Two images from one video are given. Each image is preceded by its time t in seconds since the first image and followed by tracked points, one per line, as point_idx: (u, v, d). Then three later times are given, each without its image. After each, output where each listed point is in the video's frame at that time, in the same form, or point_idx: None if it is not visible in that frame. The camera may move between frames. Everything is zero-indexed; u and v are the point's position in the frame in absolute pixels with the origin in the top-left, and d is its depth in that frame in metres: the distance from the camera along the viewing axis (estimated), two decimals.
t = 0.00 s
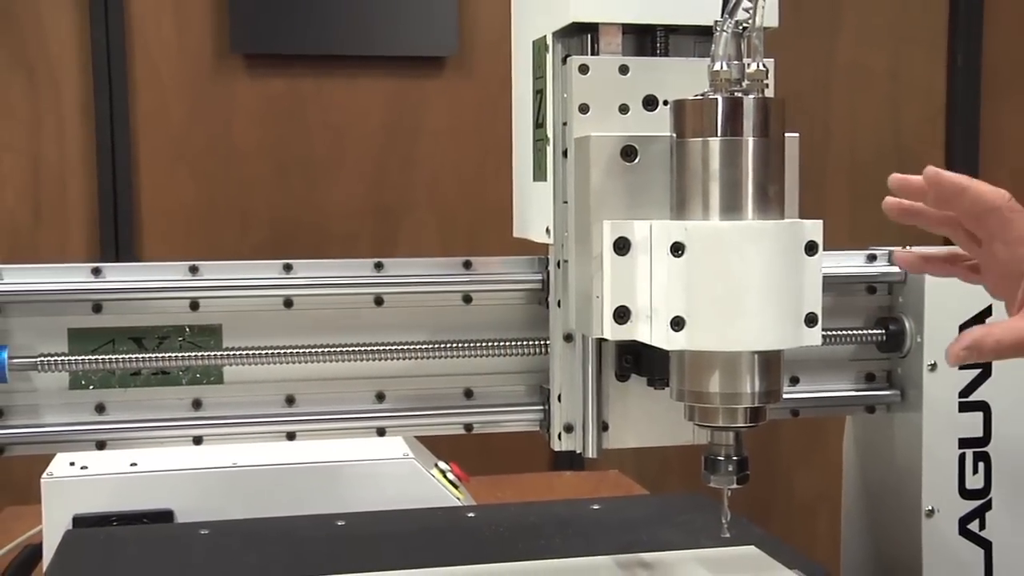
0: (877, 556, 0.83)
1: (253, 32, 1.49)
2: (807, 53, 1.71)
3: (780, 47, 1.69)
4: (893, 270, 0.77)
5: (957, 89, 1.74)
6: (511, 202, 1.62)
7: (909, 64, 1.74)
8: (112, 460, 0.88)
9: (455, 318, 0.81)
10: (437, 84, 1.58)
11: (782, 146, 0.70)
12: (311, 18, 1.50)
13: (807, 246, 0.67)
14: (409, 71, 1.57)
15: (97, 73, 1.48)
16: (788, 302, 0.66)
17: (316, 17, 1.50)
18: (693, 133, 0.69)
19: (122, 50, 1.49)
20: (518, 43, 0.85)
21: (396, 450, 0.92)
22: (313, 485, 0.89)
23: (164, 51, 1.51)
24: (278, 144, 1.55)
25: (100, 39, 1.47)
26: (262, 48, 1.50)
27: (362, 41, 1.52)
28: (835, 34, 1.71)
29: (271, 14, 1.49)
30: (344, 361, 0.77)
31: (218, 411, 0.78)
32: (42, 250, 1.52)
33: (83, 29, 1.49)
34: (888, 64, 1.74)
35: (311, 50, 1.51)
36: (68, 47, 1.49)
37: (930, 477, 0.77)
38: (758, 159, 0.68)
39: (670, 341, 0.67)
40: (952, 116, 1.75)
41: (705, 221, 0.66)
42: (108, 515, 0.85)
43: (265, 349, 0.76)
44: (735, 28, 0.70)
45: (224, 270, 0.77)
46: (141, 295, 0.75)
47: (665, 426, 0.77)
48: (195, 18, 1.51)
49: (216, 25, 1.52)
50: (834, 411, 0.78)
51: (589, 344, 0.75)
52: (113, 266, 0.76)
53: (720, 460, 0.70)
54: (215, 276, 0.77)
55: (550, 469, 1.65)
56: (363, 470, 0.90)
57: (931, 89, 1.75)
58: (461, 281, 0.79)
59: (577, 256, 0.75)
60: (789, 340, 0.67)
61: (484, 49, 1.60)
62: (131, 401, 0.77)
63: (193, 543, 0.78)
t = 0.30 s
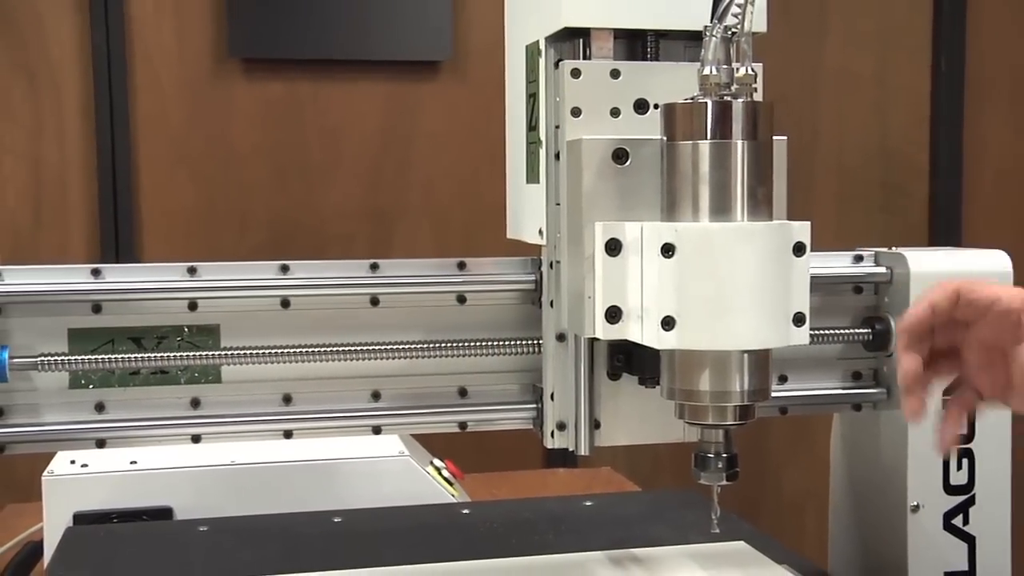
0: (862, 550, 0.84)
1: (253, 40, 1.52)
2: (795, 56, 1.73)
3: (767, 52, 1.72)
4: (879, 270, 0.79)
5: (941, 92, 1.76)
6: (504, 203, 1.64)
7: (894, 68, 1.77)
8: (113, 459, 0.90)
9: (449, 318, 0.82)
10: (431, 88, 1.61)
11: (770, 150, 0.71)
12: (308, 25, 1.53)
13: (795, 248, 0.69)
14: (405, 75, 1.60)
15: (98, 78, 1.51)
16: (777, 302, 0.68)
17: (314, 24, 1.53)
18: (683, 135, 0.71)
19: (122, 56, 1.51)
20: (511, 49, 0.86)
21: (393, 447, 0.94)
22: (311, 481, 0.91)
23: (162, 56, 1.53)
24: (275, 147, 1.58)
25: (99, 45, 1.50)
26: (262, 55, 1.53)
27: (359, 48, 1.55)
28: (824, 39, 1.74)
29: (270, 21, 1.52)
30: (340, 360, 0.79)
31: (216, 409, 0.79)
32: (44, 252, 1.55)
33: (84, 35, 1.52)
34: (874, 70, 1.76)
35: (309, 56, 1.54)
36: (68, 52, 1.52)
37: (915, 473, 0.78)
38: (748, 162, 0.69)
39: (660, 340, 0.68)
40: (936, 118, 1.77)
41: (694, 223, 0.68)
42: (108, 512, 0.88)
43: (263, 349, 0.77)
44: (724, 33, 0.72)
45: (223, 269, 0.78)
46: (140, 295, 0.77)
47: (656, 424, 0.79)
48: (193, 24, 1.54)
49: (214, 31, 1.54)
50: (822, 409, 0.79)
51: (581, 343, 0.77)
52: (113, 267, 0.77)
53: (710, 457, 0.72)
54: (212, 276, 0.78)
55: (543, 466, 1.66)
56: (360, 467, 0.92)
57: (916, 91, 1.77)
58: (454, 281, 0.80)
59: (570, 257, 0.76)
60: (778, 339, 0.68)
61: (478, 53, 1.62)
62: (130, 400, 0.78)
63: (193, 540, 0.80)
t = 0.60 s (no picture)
0: (842, 544, 0.86)
1: (244, 44, 1.54)
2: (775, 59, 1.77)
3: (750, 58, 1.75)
4: (857, 271, 0.80)
5: (917, 97, 1.78)
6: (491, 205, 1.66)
7: (871, 74, 1.79)
8: (103, 457, 0.92)
9: (436, 318, 0.83)
10: (419, 92, 1.63)
11: (750, 153, 0.73)
12: (299, 30, 1.55)
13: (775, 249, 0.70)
14: (394, 79, 1.62)
15: (89, 80, 1.52)
16: (757, 302, 0.69)
17: (305, 28, 1.55)
18: (665, 138, 0.72)
19: (114, 59, 1.52)
20: (495, 54, 0.88)
21: (381, 445, 0.96)
22: (302, 482, 0.93)
23: (154, 59, 1.54)
24: (265, 149, 1.59)
25: (91, 48, 1.51)
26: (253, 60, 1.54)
27: (349, 52, 1.57)
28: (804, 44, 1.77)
29: (261, 26, 1.54)
30: (328, 360, 0.80)
31: (206, 409, 0.80)
32: (36, 253, 1.55)
33: (76, 38, 1.53)
34: (852, 74, 1.79)
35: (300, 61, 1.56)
36: (61, 55, 1.53)
37: (894, 468, 0.80)
38: (728, 164, 0.71)
39: (643, 340, 0.70)
40: (913, 122, 1.79)
41: (676, 224, 0.69)
42: (100, 510, 0.89)
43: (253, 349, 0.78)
44: (706, 38, 0.73)
45: (212, 270, 0.80)
46: (131, 296, 0.78)
47: (640, 421, 0.80)
48: (184, 28, 1.55)
49: (205, 35, 1.55)
50: (802, 407, 0.81)
51: (565, 343, 0.78)
52: (104, 268, 0.78)
53: (692, 454, 0.73)
54: (203, 277, 0.79)
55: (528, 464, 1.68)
56: (346, 465, 0.94)
57: (892, 95, 1.80)
58: (441, 282, 0.82)
59: (553, 257, 0.77)
60: (758, 338, 0.70)
61: (465, 57, 1.64)
62: (121, 399, 0.80)
63: (184, 537, 0.81)
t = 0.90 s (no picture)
0: (820, 539, 0.88)
1: (233, 48, 1.55)
2: (755, 63, 1.78)
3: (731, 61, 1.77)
4: (835, 271, 0.82)
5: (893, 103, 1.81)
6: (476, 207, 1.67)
7: (847, 79, 1.82)
8: (92, 456, 0.95)
9: (421, 318, 0.84)
10: (406, 95, 1.64)
11: (730, 155, 0.74)
12: (288, 34, 1.56)
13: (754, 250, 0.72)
14: (382, 82, 1.63)
15: (79, 82, 1.52)
16: (737, 301, 0.70)
17: (293, 32, 1.56)
18: (646, 141, 0.73)
19: (103, 61, 1.53)
20: (479, 60, 0.89)
21: (368, 444, 0.99)
22: (290, 478, 0.96)
23: (143, 61, 1.55)
24: (254, 151, 1.60)
25: (80, 50, 1.52)
26: (242, 63, 1.55)
27: (338, 55, 1.58)
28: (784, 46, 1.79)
29: (249, 29, 1.55)
30: (315, 359, 0.81)
31: (194, 408, 0.81)
32: (26, 255, 1.56)
33: (66, 40, 1.54)
34: (829, 78, 1.81)
35: (288, 64, 1.57)
36: (51, 57, 1.53)
37: (871, 464, 0.81)
38: (708, 166, 0.72)
39: (625, 339, 0.71)
40: (888, 126, 1.82)
41: (657, 225, 0.71)
42: (90, 508, 0.92)
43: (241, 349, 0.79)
44: (686, 43, 0.75)
45: (200, 272, 0.81)
46: (119, 297, 0.79)
47: (622, 420, 0.81)
48: (174, 31, 1.56)
49: (194, 38, 1.57)
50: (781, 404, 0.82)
51: (549, 343, 0.79)
52: (92, 269, 0.79)
53: (673, 451, 0.74)
54: (191, 279, 0.80)
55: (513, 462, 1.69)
56: (335, 463, 0.97)
57: (868, 100, 1.82)
58: (426, 282, 0.83)
59: (537, 258, 0.78)
60: (737, 338, 0.71)
61: (452, 61, 1.66)
62: (108, 399, 0.80)
63: (172, 534, 0.83)
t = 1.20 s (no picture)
0: (801, 536, 0.89)
1: (225, 53, 1.56)
2: (739, 69, 1.80)
3: (715, 68, 1.79)
4: (815, 273, 0.84)
5: (873, 111, 1.82)
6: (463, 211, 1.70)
7: (828, 86, 1.84)
8: (86, 456, 0.95)
9: (409, 319, 0.86)
10: (395, 101, 1.66)
11: (712, 159, 0.75)
12: (280, 39, 1.58)
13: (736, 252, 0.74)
14: (373, 87, 1.65)
15: (72, 86, 1.53)
16: (719, 302, 0.72)
17: (285, 38, 1.58)
18: (630, 146, 0.75)
19: (95, 65, 1.54)
20: (466, 66, 0.90)
21: (357, 444, 1.01)
22: (282, 476, 0.98)
23: (136, 65, 1.56)
24: (245, 156, 1.62)
25: (74, 54, 1.53)
26: (234, 68, 1.57)
27: (329, 61, 1.60)
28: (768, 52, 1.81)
29: (241, 35, 1.56)
30: (306, 361, 0.82)
31: (185, 409, 0.83)
32: (19, 258, 1.57)
33: (59, 44, 1.55)
34: (810, 84, 1.83)
35: (280, 69, 1.59)
36: (43, 60, 1.54)
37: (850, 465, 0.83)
38: (691, 171, 0.73)
39: (609, 340, 0.72)
40: (868, 132, 1.83)
41: (641, 229, 0.72)
42: (83, 507, 0.93)
43: (233, 350, 0.80)
44: (668, 49, 0.76)
45: (191, 275, 0.82)
46: (112, 300, 0.80)
47: (607, 420, 0.83)
48: (166, 36, 1.57)
49: (186, 41, 1.58)
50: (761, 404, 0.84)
51: (534, 343, 0.81)
52: (84, 272, 0.80)
53: (656, 450, 0.76)
54: (182, 281, 0.81)
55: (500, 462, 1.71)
56: (324, 463, 0.99)
57: (850, 104, 1.85)
58: (413, 284, 0.84)
59: (523, 260, 0.80)
60: (720, 338, 0.73)
61: (441, 66, 1.67)
62: (100, 400, 0.82)
63: (165, 533, 0.84)
